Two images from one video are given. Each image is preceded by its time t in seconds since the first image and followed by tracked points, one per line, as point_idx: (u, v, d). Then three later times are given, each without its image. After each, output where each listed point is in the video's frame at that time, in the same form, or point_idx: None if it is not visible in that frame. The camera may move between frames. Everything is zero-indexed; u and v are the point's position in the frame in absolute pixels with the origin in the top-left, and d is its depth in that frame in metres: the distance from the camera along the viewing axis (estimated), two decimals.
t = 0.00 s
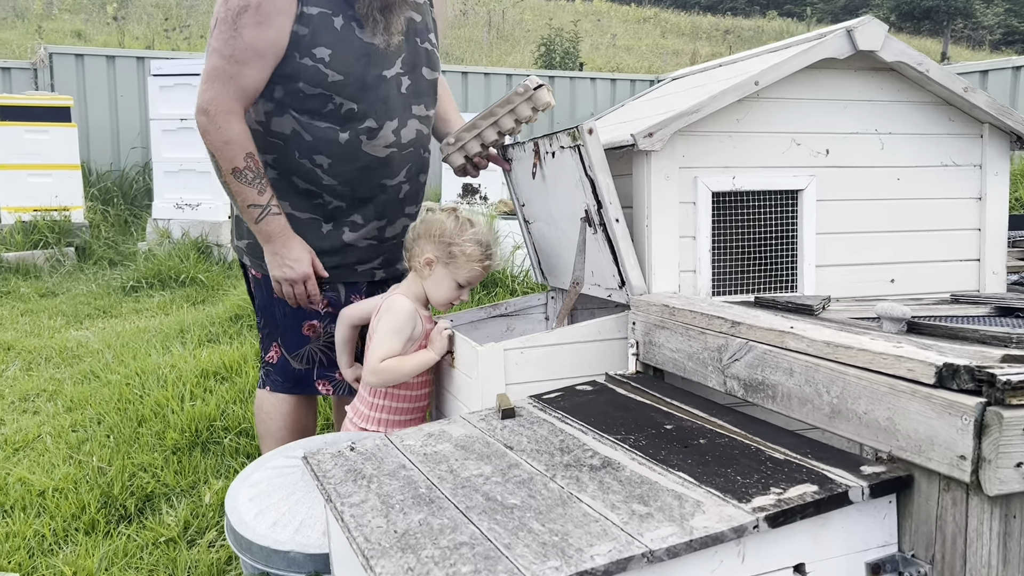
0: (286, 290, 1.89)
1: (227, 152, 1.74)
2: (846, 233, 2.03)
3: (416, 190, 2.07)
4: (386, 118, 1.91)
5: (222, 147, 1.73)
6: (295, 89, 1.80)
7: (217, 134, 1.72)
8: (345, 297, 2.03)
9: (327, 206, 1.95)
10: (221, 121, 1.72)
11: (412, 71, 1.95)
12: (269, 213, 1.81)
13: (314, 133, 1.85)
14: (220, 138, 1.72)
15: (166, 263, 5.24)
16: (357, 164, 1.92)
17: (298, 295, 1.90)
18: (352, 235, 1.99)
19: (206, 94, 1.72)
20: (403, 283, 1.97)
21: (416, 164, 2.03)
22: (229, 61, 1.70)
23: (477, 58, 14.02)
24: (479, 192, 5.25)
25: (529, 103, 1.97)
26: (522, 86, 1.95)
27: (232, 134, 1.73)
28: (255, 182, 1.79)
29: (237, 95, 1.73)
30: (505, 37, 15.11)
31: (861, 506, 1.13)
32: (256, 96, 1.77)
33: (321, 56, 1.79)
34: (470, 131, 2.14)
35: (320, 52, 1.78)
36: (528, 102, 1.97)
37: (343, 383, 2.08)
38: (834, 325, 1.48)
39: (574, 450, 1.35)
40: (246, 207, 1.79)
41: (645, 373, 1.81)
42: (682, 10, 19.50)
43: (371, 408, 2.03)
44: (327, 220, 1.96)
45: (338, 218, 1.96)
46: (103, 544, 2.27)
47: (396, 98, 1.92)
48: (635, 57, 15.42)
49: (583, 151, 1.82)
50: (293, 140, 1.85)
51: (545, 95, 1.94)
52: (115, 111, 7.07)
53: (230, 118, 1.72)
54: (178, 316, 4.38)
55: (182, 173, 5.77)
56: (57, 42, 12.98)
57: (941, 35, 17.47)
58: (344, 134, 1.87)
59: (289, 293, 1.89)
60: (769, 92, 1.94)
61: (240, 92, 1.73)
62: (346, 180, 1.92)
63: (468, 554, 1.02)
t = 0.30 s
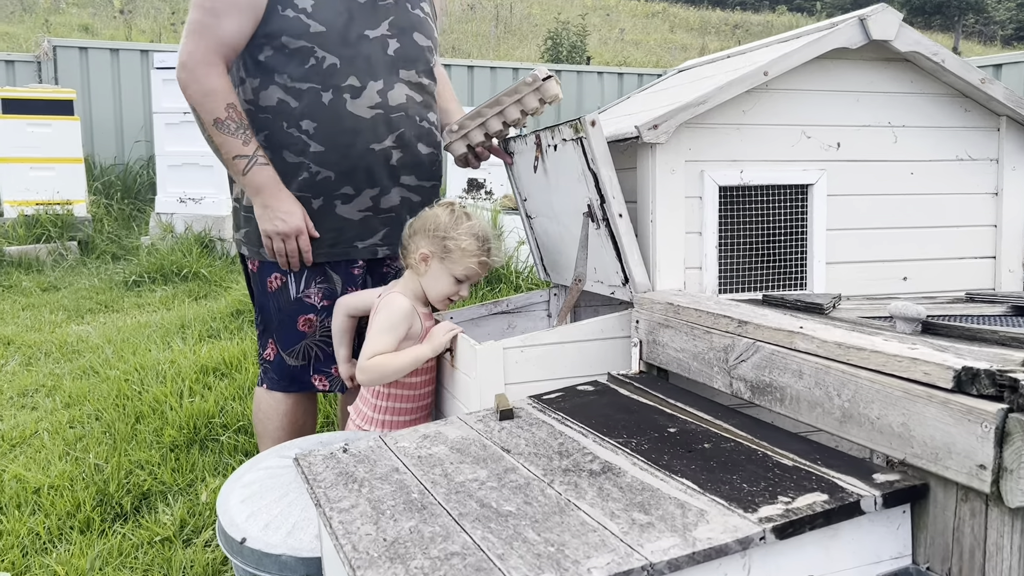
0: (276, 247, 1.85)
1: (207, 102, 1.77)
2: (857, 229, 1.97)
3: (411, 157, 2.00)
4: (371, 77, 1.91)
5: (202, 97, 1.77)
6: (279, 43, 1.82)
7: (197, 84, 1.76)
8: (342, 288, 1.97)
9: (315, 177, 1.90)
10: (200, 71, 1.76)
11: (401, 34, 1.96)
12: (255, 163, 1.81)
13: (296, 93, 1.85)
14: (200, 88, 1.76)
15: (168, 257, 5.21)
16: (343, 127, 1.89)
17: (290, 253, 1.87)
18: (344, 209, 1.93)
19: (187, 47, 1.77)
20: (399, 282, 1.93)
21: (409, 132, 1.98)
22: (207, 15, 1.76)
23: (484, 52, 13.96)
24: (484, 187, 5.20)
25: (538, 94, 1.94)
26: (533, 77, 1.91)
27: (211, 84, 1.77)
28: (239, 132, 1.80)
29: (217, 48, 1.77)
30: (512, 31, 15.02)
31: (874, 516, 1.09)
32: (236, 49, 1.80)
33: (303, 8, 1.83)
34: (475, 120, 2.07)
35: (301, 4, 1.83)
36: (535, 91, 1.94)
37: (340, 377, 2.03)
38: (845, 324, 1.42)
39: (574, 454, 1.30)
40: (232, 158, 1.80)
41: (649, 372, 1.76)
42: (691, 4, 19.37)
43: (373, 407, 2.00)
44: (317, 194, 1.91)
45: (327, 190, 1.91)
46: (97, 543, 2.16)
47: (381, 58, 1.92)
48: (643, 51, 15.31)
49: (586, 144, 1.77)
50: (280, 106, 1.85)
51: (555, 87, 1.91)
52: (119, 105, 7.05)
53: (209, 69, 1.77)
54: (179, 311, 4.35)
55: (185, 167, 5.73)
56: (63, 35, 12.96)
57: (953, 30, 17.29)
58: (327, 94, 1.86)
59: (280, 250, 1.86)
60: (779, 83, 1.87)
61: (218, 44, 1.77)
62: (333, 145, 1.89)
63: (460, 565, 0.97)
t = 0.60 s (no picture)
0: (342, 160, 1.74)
1: (215, 62, 1.71)
2: (867, 225, 1.94)
3: (417, 137, 1.97)
4: (371, 55, 1.88)
5: (207, 60, 1.71)
6: (278, 22, 1.83)
7: (200, 54, 1.72)
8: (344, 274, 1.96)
9: (317, 159, 1.87)
10: (198, 41, 1.72)
11: (402, 13, 1.94)
12: (281, 94, 1.73)
13: (295, 73, 1.85)
14: (204, 53, 1.71)
15: (173, 252, 5.20)
16: (343, 105, 1.87)
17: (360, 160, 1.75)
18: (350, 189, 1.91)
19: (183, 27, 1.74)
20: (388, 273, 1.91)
21: (414, 111, 1.95)
22: None
23: (492, 47, 13.91)
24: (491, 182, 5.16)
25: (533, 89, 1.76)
26: (527, 72, 1.73)
27: (213, 47, 1.72)
28: (254, 75, 1.73)
29: (212, 17, 1.73)
30: (520, 26, 14.96)
31: (883, 519, 1.06)
32: (233, 19, 1.77)
33: None
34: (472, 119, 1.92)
35: None
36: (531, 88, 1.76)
37: (337, 359, 2.06)
38: (854, 321, 1.39)
39: (576, 453, 1.27)
40: (257, 101, 1.72)
41: (654, 370, 1.73)
42: None
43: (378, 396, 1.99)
44: (323, 176, 1.88)
45: (331, 170, 1.88)
46: (98, 538, 2.12)
47: (382, 36, 1.90)
48: (652, 46, 15.24)
49: (590, 136, 1.74)
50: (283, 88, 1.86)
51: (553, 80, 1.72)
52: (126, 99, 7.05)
53: (207, 35, 1.72)
54: (183, 305, 4.34)
55: (191, 161, 5.72)
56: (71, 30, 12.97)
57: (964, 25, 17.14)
58: (326, 72, 1.85)
59: (348, 163, 1.74)
60: (788, 75, 1.84)
61: (212, 16, 1.73)
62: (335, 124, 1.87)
63: (457, 567, 0.95)
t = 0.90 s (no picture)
0: (443, 134, 1.76)
1: (300, 72, 1.69)
2: (876, 221, 1.92)
3: (423, 141, 1.96)
4: (385, 60, 1.86)
5: (291, 71, 1.69)
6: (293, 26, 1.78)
7: (282, 66, 1.68)
8: (343, 268, 1.95)
9: (325, 162, 1.86)
10: (270, 54, 1.67)
11: (415, 15, 1.90)
12: (373, 83, 1.75)
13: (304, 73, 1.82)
14: (285, 66, 1.68)
15: (179, 246, 5.20)
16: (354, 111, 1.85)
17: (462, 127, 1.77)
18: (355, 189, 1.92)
19: (240, 44, 1.67)
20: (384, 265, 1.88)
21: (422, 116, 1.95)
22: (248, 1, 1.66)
23: (499, 42, 13.88)
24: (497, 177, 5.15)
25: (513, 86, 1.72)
26: (505, 72, 1.69)
27: (292, 57, 1.69)
28: (340, 73, 1.74)
29: (271, 29, 1.68)
30: (528, 22, 14.91)
31: (891, 519, 1.04)
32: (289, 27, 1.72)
33: None
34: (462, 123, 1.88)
35: None
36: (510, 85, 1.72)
37: (337, 353, 2.04)
38: (863, 318, 1.37)
39: (578, 450, 1.26)
40: (354, 96, 1.75)
41: (659, 366, 1.72)
42: None
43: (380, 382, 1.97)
44: (329, 176, 1.88)
45: (338, 173, 1.88)
46: (101, 533, 2.11)
47: (397, 40, 1.87)
48: (659, 42, 15.17)
49: (594, 131, 1.72)
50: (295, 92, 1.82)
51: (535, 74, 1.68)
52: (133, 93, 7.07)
53: (277, 46, 1.68)
54: (189, 300, 4.34)
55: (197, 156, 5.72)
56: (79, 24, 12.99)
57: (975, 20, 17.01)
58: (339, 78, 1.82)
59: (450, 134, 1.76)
60: (796, 69, 1.81)
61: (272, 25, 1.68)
62: (345, 129, 1.86)
63: (456, 565, 0.93)
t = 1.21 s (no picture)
0: (460, 147, 1.81)
1: (323, 83, 1.70)
2: (879, 218, 1.91)
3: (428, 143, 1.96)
4: (391, 63, 1.86)
5: (314, 82, 1.70)
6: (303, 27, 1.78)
7: (302, 74, 1.69)
8: (345, 265, 1.95)
9: (331, 162, 1.87)
10: (294, 62, 1.68)
11: (422, 17, 1.89)
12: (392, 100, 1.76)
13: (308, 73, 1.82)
14: (306, 75, 1.69)
15: (185, 242, 5.22)
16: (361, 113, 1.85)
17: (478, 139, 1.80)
18: (359, 192, 1.91)
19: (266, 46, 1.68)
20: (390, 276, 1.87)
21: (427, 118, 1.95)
22: (273, 7, 1.68)
23: (505, 39, 13.86)
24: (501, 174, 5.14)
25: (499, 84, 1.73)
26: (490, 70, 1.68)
27: (313, 66, 1.69)
28: (362, 88, 1.74)
29: (294, 35, 1.69)
30: (534, 18, 14.88)
31: (891, 518, 1.04)
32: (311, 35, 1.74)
33: None
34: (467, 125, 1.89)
35: None
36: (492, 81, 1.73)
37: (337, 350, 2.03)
38: (866, 316, 1.36)
39: (579, 447, 1.26)
40: (373, 112, 1.76)
41: (661, 363, 1.71)
42: None
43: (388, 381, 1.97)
44: (333, 177, 1.88)
45: (343, 174, 1.88)
46: (105, 527, 2.12)
47: (401, 44, 1.87)
48: (666, 38, 15.12)
49: (596, 128, 1.72)
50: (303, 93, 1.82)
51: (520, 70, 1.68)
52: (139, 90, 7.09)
53: (302, 54, 1.69)
54: (194, 295, 4.35)
55: (202, 152, 5.73)
56: (86, 20, 13.02)
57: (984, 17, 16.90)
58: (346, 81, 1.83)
59: (465, 148, 1.81)
60: (800, 66, 1.80)
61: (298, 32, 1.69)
62: (352, 131, 1.85)
63: (455, 562, 0.93)
